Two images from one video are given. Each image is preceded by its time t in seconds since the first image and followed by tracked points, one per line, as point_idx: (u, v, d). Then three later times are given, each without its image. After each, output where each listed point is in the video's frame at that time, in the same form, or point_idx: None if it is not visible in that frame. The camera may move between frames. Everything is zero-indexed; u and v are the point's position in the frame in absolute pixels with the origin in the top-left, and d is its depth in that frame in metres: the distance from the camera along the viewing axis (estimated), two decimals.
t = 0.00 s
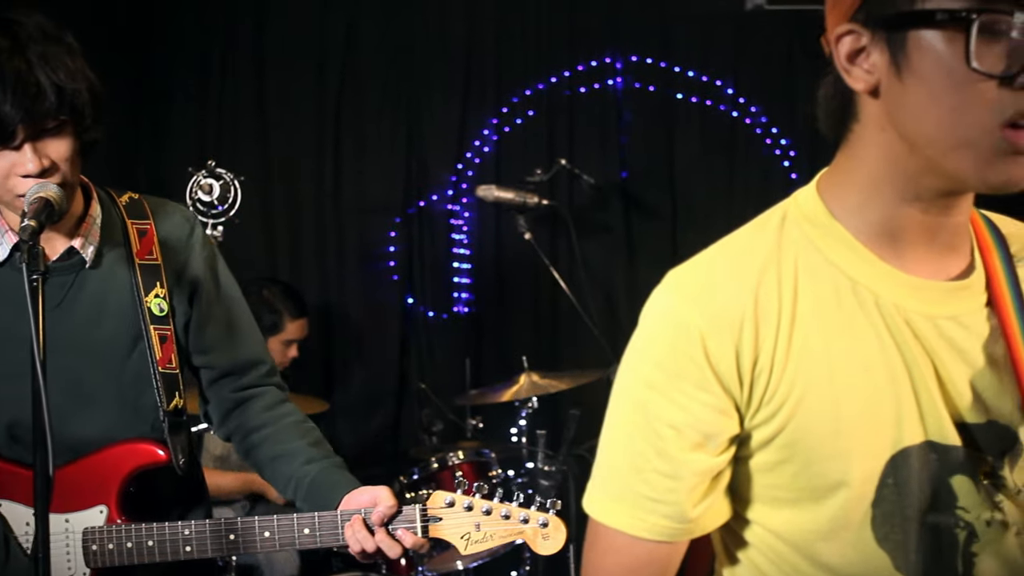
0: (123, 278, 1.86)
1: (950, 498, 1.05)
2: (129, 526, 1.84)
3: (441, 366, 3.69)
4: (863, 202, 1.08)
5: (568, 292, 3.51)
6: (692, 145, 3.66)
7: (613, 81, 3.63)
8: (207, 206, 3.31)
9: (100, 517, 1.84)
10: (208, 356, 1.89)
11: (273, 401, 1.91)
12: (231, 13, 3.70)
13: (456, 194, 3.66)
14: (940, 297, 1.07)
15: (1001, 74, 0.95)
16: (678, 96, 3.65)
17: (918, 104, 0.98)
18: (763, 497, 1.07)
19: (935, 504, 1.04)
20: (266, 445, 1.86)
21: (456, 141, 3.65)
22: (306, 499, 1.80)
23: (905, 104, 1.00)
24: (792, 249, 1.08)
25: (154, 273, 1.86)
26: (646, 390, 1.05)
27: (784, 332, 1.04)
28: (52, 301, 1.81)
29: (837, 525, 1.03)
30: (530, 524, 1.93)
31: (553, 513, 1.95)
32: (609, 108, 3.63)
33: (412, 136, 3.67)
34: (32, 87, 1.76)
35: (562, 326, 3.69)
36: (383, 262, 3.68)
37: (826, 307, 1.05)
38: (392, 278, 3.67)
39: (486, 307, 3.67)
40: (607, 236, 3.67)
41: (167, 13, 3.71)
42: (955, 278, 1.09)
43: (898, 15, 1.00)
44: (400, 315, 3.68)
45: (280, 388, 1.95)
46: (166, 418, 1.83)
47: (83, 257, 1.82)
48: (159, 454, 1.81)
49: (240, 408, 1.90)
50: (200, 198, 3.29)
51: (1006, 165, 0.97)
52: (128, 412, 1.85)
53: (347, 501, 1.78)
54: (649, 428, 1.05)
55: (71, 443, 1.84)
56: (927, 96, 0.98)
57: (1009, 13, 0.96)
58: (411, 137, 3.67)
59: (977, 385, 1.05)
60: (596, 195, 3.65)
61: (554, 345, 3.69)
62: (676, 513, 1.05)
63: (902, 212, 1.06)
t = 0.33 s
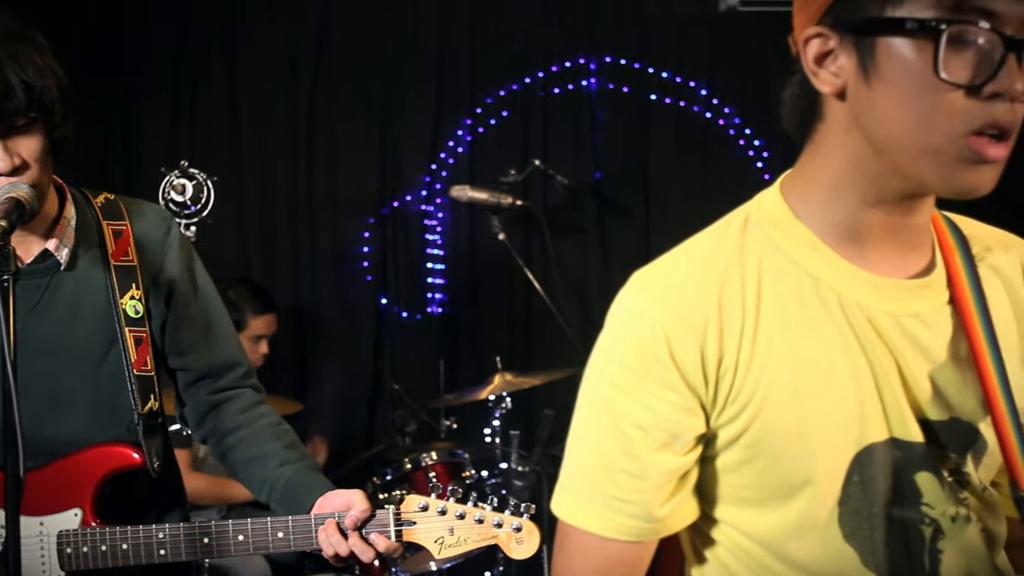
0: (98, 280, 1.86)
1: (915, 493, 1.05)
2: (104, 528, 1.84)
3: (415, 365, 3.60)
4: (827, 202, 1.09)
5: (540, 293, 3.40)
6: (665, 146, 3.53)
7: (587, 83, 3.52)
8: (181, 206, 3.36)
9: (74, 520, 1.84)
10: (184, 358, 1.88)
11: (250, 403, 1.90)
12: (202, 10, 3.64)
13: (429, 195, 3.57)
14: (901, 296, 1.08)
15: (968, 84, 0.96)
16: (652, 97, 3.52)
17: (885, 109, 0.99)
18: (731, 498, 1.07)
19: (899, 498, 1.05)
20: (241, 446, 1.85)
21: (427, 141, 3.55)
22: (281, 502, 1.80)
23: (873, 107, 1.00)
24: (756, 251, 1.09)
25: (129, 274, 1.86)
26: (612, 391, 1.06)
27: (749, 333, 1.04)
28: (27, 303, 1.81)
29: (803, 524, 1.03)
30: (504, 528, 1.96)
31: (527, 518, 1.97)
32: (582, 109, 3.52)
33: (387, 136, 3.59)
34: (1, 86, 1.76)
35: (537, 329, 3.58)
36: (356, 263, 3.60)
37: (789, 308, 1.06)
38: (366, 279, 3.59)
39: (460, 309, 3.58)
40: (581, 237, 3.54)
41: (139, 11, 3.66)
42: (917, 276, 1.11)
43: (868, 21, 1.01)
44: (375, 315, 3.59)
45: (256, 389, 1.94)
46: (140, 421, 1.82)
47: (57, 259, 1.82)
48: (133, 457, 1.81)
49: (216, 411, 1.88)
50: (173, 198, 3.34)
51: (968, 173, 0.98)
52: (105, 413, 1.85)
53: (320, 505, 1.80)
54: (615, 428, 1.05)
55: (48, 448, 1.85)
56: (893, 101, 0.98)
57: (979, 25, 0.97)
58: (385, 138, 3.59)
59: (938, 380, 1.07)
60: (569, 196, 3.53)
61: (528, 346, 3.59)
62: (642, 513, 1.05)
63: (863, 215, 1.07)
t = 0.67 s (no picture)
0: (66, 280, 1.85)
1: (891, 490, 1.05)
2: (73, 529, 1.87)
3: (389, 365, 3.64)
4: (796, 201, 1.09)
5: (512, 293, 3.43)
6: (631, 148, 3.56)
7: (559, 84, 3.56)
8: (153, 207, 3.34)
9: (44, 521, 1.87)
10: (152, 358, 1.85)
11: (216, 401, 1.88)
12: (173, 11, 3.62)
13: (403, 195, 3.60)
14: (868, 293, 1.08)
15: (943, 96, 0.96)
16: (625, 99, 3.56)
17: (859, 114, 0.99)
18: (700, 495, 1.07)
19: (873, 494, 1.05)
20: (210, 445, 1.85)
21: (400, 143, 3.58)
22: (251, 498, 1.80)
23: (845, 110, 1.00)
24: (724, 248, 1.08)
25: (97, 274, 1.85)
26: (581, 389, 1.05)
27: (715, 328, 1.04)
28: None
29: (771, 522, 1.03)
30: (474, 519, 2.03)
31: (496, 509, 2.04)
32: (555, 111, 3.56)
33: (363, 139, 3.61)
34: None
35: (510, 330, 3.62)
36: (329, 264, 3.62)
37: (755, 304, 1.06)
38: (339, 280, 3.62)
39: (433, 310, 3.62)
40: (550, 236, 3.57)
41: (112, 12, 3.62)
42: (887, 275, 1.11)
43: (849, 25, 1.00)
44: (347, 315, 3.63)
45: (224, 386, 1.92)
46: (110, 422, 1.83)
47: (26, 261, 1.82)
48: (103, 456, 1.81)
49: (184, 410, 1.86)
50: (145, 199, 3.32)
51: (935, 181, 0.99)
52: (76, 413, 1.84)
53: (290, 500, 1.80)
54: (582, 425, 1.05)
55: (18, 447, 1.84)
56: (868, 105, 0.99)
57: (956, 37, 0.98)
58: (360, 141, 3.61)
59: (909, 380, 1.07)
60: (543, 197, 3.57)
61: (500, 346, 3.63)
62: (609, 510, 1.05)
63: (831, 215, 1.08)
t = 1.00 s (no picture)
0: (29, 285, 1.81)
1: (863, 492, 1.04)
2: (33, 537, 1.84)
3: (358, 367, 3.48)
4: (769, 202, 1.09)
5: (481, 292, 3.31)
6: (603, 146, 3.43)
7: (529, 84, 3.43)
8: (121, 208, 3.23)
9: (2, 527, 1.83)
10: (114, 365, 1.82)
11: (180, 410, 1.86)
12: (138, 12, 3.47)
13: (372, 196, 3.45)
14: (842, 293, 1.08)
15: (924, 112, 0.95)
16: (596, 99, 3.43)
17: (836, 124, 0.98)
18: (672, 495, 1.06)
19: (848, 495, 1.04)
20: (174, 454, 1.82)
21: (368, 143, 3.43)
22: (211, 511, 1.79)
23: (823, 118, 0.99)
24: (696, 249, 1.07)
25: (60, 281, 1.81)
26: (551, 388, 1.04)
27: (687, 328, 1.03)
28: None
29: (743, 522, 1.02)
30: (434, 539, 2.03)
31: (456, 529, 2.04)
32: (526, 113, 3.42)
33: (329, 139, 3.46)
34: None
35: (480, 333, 3.47)
36: (300, 265, 3.46)
37: (727, 304, 1.05)
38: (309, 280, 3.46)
39: (403, 312, 3.47)
40: (520, 236, 3.43)
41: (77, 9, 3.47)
42: (859, 272, 1.11)
43: (831, 34, 0.99)
44: (317, 321, 3.47)
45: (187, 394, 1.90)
46: (71, 431, 1.81)
47: None
48: (63, 464, 1.79)
49: (146, 417, 1.83)
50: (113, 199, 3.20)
51: (906, 197, 0.98)
52: (36, 420, 1.82)
53: (250, 514, 1.79)
54: (551, 425, 1.04)
55: None
56: (846, 116, 0.98)
57: (940, 53, 0.96)
58: (327, 143, 3.46)
59: (886, 382, 1.07)
60: (513, 199, 3.43)
61: (470, 347, 3.48)
62: (580, 511, 1.04)
63: (806, 219, 1.08)
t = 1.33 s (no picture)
0: (7, 285, 1.80)
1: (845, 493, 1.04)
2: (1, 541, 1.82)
3: (334, 372, 2.37)
4: (747, 204, 1.08)
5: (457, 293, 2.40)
6: (587, 152, 2.38)
7: (503, 86, 2.37)
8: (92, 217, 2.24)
9: None
10: (91, 369, 1.83)
11: (156, 417, 1.91)
12: None
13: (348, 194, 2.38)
14: (822, 295, 1.07)
15: (896, 105, 0.94)
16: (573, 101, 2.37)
17: (810, 121, 0.99)
18: (652, 499, 1.05)
19: (831, 497, 1.04)
20: (145, 461, 1.90)
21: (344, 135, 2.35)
22: (181, 518, 1.91)
23: (797, 117, 1.00)
24: (674, 251, 1.07)
25: (38, 282, 1.79)
26: (530, 391, 1.03)
27: (667, 331, 1.03)
28: None
29: (724, 525, 1.01)
30: (404, 551, 1.91)
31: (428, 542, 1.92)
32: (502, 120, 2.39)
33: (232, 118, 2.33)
34: None
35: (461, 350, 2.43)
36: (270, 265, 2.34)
37: (708, 308, 1.04)
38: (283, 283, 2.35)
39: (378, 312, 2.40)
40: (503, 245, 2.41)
41: None
42: (836, 276, 1.10)
43: (801, 31, 1.00)
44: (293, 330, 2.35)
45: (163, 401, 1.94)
46: (42, 434, 1.79)
47: None
48: (34, 469, 1.79)
49: (122, 423, 1.87)
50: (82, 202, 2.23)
51: (884, 193, 0.97)
52: (10, 423, 1.81)
53: (221, 522, 1.92)
54: (530, 428, 1.03)
55: None
56: (819, 114, 0.98)
57: (913, 47, 0.95)
58: (214, 133, 2.33)
59: (866, 384, 1.06)
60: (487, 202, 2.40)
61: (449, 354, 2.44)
62: (561, 516, 1.03)
63: (785, 220, 1.07)
